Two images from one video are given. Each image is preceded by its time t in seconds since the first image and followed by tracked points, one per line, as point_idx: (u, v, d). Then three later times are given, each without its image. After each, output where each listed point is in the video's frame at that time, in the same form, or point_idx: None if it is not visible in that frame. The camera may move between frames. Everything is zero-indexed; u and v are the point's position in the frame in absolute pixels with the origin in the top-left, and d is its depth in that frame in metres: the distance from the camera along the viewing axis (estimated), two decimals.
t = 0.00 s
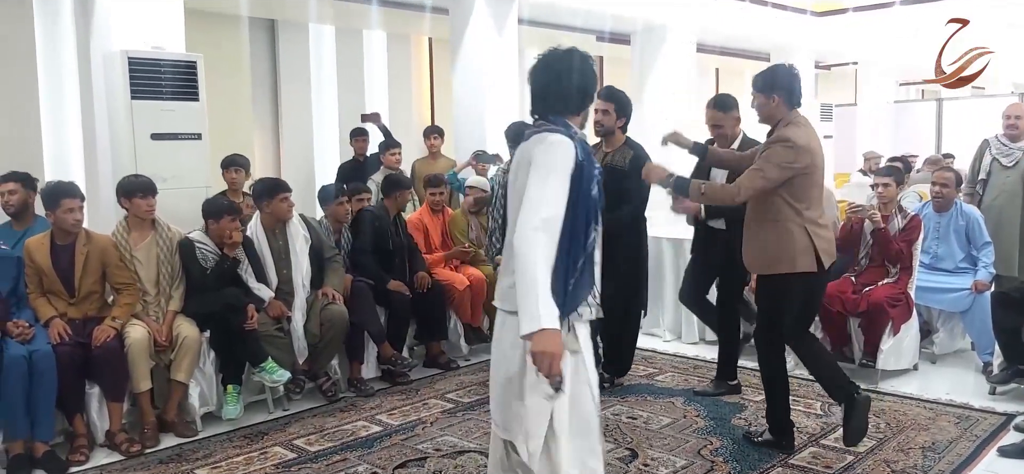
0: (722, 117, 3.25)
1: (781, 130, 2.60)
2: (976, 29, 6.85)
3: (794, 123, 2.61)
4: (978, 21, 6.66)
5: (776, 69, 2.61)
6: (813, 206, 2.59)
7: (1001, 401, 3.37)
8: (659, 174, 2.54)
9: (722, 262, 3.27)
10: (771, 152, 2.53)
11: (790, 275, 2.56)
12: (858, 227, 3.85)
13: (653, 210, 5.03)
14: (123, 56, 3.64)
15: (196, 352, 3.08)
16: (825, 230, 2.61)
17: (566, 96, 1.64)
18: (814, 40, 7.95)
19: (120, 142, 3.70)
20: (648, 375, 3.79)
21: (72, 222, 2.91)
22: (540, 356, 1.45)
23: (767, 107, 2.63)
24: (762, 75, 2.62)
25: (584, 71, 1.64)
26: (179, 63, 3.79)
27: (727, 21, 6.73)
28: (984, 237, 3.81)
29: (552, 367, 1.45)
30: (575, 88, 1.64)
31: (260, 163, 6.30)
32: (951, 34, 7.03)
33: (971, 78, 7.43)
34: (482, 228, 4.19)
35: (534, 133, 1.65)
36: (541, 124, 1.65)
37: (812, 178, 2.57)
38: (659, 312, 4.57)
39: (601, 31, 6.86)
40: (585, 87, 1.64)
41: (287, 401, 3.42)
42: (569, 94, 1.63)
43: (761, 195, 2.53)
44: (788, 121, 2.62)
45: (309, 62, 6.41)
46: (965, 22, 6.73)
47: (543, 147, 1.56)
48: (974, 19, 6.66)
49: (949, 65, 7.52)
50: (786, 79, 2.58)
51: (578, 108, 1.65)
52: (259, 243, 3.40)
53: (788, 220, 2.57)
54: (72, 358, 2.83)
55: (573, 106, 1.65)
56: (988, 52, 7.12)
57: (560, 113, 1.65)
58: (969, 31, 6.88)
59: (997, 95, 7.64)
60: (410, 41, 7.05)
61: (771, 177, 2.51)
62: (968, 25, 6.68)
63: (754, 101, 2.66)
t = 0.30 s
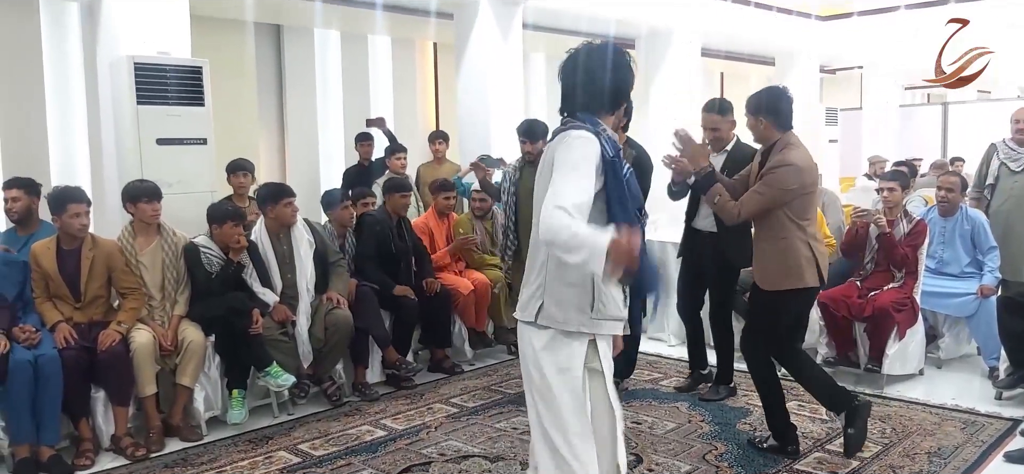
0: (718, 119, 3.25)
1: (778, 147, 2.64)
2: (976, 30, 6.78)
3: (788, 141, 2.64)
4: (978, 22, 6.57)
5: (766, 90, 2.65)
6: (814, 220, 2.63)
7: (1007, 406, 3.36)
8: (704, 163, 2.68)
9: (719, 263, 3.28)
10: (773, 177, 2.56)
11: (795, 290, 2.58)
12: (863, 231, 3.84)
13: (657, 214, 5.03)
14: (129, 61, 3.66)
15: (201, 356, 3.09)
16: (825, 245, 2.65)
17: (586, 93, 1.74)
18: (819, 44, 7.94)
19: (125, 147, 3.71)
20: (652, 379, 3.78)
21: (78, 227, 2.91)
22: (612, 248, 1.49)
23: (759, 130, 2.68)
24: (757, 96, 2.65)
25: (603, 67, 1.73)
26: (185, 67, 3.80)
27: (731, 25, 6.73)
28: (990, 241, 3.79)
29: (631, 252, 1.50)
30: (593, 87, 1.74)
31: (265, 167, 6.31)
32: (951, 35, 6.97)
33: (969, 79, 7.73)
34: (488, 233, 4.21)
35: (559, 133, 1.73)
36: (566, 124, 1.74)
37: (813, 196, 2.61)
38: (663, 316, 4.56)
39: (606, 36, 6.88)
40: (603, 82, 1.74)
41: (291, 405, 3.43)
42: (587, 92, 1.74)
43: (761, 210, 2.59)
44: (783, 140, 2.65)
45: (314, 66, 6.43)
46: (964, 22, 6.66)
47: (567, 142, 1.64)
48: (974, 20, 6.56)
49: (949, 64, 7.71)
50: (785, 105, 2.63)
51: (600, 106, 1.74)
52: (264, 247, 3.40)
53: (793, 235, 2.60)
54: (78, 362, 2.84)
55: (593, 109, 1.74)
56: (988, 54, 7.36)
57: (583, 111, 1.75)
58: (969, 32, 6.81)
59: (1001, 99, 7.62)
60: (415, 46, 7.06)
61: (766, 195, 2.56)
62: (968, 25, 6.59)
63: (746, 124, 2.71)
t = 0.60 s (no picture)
0: (705, 122, 3.26)
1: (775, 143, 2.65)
2: (977, 30, 6.63)
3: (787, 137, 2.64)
4: (978, 22, 6.44)
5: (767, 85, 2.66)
6: (810, 215, 2.64)
7: (1007, 411, 3.36)
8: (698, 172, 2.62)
9: (717, 269, 3.29)
10: (767, 167, 2.57)
11: (784, 283, 2.62)
12: (863, 236, 3.82)
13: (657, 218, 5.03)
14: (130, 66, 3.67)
15: (201, 361, 3.09)
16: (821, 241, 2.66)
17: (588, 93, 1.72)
18: (818, 49, 7.95)
19: (126, 151, 3.72)
20: (652, 384, 3.78)
21: (79, 232, 2.92)
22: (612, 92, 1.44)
23: (759, 121, 2.69)
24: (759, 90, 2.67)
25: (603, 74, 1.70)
26: (186, 72, 3.81)
27: (731, 29, 6.72)
28: (990, 247, 3.78)
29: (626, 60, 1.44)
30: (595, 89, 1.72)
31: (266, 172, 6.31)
32: (951, 35, 6.83)
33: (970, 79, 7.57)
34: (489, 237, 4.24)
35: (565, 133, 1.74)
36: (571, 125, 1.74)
37: (809, 190, 2.62)
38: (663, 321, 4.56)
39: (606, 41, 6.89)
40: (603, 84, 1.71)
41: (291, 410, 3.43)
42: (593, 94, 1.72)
43: (759, 206, 2.60)
44: (780, 135, 2.66)
45: (314, 71, 6.44)
46: (965, 22, 6.52)
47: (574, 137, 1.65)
48: (974, 20, 6.44)
49: (950, 64, 7.48)
50: (786, 100, 2.65)
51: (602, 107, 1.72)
52: (264, 251, 3.41)
53: (787, 230, 2.62)
54: (78, 367, 2.85)
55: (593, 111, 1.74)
56: (988, 54, 7.25)
57: (583, 111, 1.75)
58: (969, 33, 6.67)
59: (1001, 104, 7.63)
60: (416, 51, 7.07)
61: (761, 191, 2.57)
62: (967, 25, 6.46)
63: (749, 115, 2.72)
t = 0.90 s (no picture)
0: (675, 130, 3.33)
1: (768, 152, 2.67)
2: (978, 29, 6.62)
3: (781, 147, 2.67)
4: (978, 22, 6.43)
5: (761, 97, 2.72)
6: (798, 225, 2.61)
7: (1000, 409, 3.37)
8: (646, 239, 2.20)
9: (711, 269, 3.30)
10: (746, 176, 2.64)
11: (768, 292, 2.67)
12: (857, 236, 3.87)
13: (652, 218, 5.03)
14: (123, 68, 3.66)
15: (195, 362, 3.08)
16: (809, 253, 2.62)
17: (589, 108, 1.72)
18: (813, 49, 7.96)
19: (120, 153, 3.71)
20: (646, 384, 3.79)
21: (74, 233, 2.91)
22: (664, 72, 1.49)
23: (757, 132, 2.73)
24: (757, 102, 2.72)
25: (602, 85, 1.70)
26: (179, 74, 3.80)
27: (726, 29, 6.72)
28: (982, 246, 3.82)
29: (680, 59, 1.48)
30: (590, 103, 1.71)
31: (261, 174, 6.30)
32: (950, 35, 6.83)
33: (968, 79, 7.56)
34: (485, 239, 4.23)
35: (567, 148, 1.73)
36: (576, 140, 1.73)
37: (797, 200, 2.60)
38: (657, 321, 4.57)
39: (600, 41, 6.91)
40: (602, 97, 1.70)
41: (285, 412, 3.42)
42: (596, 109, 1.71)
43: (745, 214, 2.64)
44: (774, 145, 2.69)
45: (309, 73, 6.43)
46: (965, 23, 6.52)
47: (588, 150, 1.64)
48: (974, 20, 6.43)
49: (949, 63, 7.54)
50: (780, 107, 2.68)
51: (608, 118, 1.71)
52: (258, 253, 3.41)
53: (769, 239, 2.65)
54: (71, 369, 2.85)
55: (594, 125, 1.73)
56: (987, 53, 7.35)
57: (586, 126, 1.74)
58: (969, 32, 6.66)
59: (995, 104, 7.66)
60: (410, 52, 7.07)
61: (744, 198, 2.63)
62: (968, 25, 6.45)
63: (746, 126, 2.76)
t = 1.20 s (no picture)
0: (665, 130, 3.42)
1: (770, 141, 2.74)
2: (978, 30, 6.73)
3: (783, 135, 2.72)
4: (978, 21, 6.49)
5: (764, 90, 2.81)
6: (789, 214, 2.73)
7: (1000, 406, 3.38)
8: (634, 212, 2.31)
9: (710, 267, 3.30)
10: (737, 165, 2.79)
11: (757, 273, 2.83)
12: (857, 233, 3.85)
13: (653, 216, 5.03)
14: (124, 65, 3.66)
15: (196, 359, 3.08)
16: (798, 243, 2.73)
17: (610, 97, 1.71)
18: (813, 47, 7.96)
19: (120, 151, 3.72)
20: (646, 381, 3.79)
21: (75, 231, 2.92)
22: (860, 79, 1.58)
23: (766, 120, 2.81)
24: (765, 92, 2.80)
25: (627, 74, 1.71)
26: (179, 71, 3.80)
27: (726, 27, 6.73)
28: (982, 244, 3.81)
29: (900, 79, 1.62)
30: (620, 92, 1.71)
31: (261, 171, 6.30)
32: (950, 35, 6.86)
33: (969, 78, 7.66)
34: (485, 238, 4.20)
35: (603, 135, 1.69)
36: (616, 127, 1.70)
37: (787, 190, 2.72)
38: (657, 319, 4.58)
39: (601, 39, 6.93)
40: (631, 85, 1.72)
41: (285, 409, 3.42)
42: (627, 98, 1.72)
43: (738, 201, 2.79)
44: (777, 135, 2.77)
45: (309, 70, 6.43)
46: (965, 22, 6.57)
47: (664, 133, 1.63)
48: (974, 20, 6.50)
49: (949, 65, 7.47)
50: (782, 97, 2.77)
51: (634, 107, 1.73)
52: (259, 250, 3.41)
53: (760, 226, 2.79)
54: (71, 367, 2.85)
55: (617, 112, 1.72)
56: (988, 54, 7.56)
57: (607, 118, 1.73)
58: (969, 31, 6.68)
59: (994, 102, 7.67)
60: (411, 49, 7.08)
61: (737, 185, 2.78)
62: (968, 25, 6.52)
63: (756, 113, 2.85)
